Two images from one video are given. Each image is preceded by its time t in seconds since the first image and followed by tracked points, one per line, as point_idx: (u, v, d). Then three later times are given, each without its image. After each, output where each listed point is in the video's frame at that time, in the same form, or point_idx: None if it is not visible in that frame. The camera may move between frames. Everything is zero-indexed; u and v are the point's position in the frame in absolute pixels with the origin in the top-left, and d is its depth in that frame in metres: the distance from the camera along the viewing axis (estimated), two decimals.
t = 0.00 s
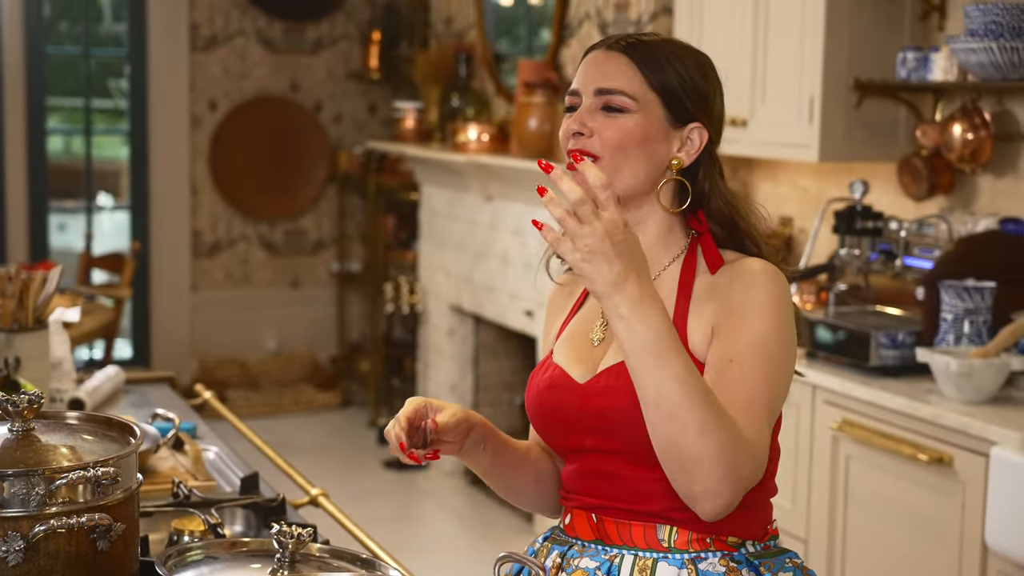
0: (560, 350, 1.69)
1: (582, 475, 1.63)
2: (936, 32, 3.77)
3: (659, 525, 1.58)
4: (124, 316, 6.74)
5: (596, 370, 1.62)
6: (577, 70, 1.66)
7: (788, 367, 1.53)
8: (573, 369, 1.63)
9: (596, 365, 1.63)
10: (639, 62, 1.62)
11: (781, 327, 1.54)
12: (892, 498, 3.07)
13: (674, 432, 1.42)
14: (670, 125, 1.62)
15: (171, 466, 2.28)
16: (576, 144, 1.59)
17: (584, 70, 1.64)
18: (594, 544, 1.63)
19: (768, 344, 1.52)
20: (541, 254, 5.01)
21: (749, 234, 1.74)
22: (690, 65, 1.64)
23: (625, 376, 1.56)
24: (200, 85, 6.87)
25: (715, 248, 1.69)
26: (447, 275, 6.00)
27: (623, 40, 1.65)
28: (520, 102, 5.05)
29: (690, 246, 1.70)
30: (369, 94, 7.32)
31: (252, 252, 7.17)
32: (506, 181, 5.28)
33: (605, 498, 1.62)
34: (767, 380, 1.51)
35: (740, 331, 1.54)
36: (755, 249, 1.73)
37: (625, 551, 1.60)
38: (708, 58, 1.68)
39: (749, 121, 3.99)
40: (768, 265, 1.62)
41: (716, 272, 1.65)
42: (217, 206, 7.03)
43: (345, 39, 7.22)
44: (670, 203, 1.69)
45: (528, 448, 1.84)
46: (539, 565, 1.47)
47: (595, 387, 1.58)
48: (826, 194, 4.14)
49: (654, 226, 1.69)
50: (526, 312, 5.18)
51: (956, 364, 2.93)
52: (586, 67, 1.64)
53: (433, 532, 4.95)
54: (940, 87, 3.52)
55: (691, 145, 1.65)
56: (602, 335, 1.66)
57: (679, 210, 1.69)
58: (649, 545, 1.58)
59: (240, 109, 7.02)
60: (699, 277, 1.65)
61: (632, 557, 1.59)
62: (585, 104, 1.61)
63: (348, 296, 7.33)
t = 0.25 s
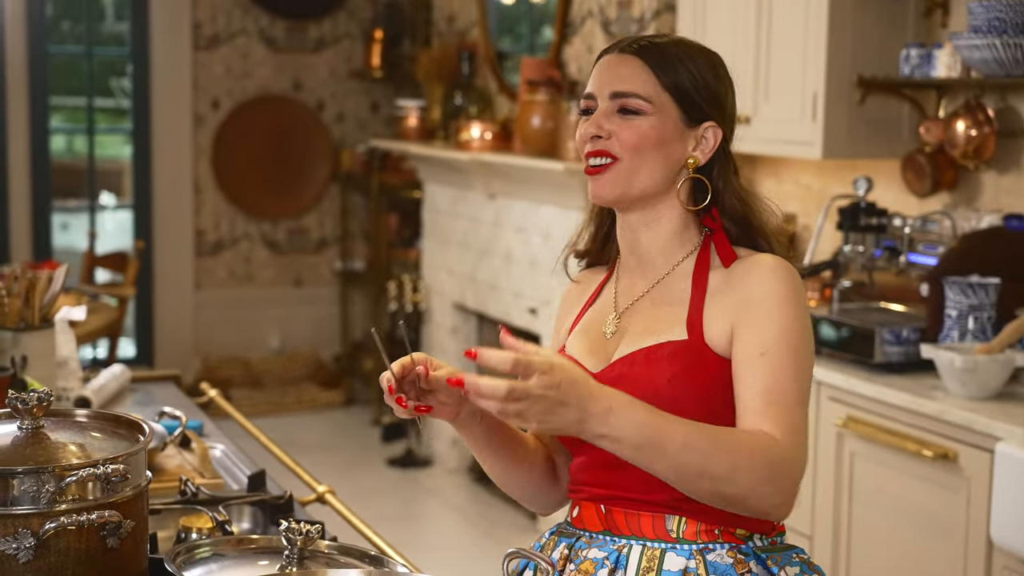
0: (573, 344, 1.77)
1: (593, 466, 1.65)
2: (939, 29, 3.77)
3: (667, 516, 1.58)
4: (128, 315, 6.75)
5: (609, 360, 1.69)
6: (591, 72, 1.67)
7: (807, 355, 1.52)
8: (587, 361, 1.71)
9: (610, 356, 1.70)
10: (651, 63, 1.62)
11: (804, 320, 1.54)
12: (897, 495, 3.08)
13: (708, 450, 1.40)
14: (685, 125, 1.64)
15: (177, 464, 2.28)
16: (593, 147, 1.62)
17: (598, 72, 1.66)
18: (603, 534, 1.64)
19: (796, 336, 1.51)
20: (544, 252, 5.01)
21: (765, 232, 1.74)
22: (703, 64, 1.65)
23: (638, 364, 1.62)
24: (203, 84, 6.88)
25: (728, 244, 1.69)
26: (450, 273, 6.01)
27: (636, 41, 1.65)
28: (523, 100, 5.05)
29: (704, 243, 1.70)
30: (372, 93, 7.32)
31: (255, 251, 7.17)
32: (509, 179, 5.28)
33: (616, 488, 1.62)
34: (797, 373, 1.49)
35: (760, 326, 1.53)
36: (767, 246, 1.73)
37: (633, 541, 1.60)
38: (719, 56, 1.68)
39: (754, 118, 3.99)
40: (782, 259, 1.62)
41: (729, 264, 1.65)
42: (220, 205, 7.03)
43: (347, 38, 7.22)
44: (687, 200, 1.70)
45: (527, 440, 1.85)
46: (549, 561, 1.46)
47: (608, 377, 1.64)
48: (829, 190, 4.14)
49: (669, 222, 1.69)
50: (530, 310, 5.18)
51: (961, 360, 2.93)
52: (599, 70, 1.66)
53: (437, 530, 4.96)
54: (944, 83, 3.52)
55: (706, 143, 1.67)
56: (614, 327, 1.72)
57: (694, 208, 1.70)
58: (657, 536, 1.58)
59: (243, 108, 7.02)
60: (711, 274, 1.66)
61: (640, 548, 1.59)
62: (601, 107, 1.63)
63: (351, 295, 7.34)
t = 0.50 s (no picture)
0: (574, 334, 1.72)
1: (595, 458, 1.65)
2: (935, 21, 3.77)
3: (671, 508, 1.59)
4: (123, 311, 6.74)
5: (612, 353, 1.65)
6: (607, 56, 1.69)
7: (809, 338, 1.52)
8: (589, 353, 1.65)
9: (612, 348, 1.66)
10: (668, 51, 1.65)
11: (805, 301, 1.54)
12: (894, 486, 3.08)
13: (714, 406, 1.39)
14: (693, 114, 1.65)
15: (176, 459, 2.28)
16: (601, 120, 1.63)
17: (614, 56, 1.67)
18: (605, 527, 1.64)
19: (796, 315, 1.51)
20: (540, 245, 5.01)
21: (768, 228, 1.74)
22: (719, 62, 1.67)
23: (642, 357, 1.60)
24: (197, 79, 6.87)
25: (729, 237, 1.68)
26: (446, 267, 6.01)
27: (654, 32, 1.68)
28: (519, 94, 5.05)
29: (705, 236, 1.70)
30: (367, 87, 7.31)
31: (251, 246, 7.17)
32: (505, 173, 5.28)
33: (618, 481, 1.62)
34: (801, 352, 1.49)
35: (763, 309, 1.53)
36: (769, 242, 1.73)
37: (636, 534, 1.60)
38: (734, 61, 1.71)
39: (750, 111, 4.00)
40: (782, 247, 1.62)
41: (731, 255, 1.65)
42: (215, 200, 7.03)
43: (342, 33, 7.21)
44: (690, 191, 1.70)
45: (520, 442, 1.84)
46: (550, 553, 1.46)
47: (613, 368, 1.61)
48: (825, 183, 4.15)
49: (672, 214, 1.70)
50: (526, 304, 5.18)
51: (957, 352, 2.94)
52: (616, 52, 1.68)
53: (434, 524, 4.96)
54: (940, 76, 3.52)
55: (712, 137, 1.67)
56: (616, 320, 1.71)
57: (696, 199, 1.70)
58: (661, 528, 1.59)
59: (238, 103, 7.01)
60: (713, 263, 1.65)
61: (643, 541, 1.59)
62: (613, 85, 1.65)
63: (347, 289, 7.34)
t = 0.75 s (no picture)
0: (566, 334, 1.70)
1: (590, 458, 1.65)
2: (924, 19, 3.78)
3: (670, 507, 1.59)
4: (113, 310, 6.72)
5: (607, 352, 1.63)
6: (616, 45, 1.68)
7: (786, 320, 1.57)
8: (582, 351, 1.64)
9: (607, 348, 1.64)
10: (679, 48, 1.64)
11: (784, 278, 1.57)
12: (886, 482, 3.09)
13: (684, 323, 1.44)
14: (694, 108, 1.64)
15: (168, 457, 2.28)
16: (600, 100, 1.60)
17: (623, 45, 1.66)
18: (604, 528, 1.64)
19: (771, 287, 1.56)
20: (531, 243, 5.01)
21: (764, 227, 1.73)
22: (728, 68, 1.68)
23: (638, 356, 1.58)
24: (187, 77, 6.85)
25: (722, 231, 1.68)
26: (437, 265, 6.00)
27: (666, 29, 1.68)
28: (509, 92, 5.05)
29: (699, 229, 1.69)
30: (358, 85, 7.30)
31: (241, 244, 7.16)
32: (496, 171, 5.28)
33: (614, 481, 1.62)
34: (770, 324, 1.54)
35: (742, 278, 1.57)
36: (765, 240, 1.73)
37: (634, 535, 1.61)
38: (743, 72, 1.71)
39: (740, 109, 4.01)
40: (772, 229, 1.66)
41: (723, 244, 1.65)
42: (205, 199, 7.02)
43: (332, 31, 7.21)
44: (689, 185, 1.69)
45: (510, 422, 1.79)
46: (544, 551, 1.46)
47: (606, 368, 1.59)
48: (815, 181, 4.15)
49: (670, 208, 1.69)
50: (518, 302, 5.19)
51: (948, 348, 2.95)
52: (627, 42, 1.67)
53: (426, 522, 4.96)
54: (930, 74, 3.53)
55: (711, 134, 1.65)
56: (612, 318, 1.67)
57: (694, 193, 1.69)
58: (660, 528, 1.59)
59: (228, 101, 7.00)
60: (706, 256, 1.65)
61: (643, 541, 1.60)
62: (618, 70, 1.63)
63: (337, 288, 7.33)
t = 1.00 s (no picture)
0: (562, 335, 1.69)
1: (586, 462, 1.65)
2: (916, 19, 3.78)
3: (667, 509, 1.59)
4: (105, 313, 6.71)
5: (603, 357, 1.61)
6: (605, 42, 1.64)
7: (761, 331, 1.55)
8: (576, 356, 1.63)
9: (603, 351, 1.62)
10: (664, 48, 1.62)
11: (762, 282, 1.55)
12: (880, 482, 3.10)
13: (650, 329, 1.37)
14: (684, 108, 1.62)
15: (163, 459, 2.28)
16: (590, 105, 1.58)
17: (611, 44, 1.62)
18: (601, 529, 1.64)
19: (742, 291, 1.54)
20: (524, 244, 5.01)
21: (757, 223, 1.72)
22: (714, 63, 1.65)
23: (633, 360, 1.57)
24: (179, 79, 6.85)
25: (714, 228, 1.66)
26: (430, 267, 6.00)
27: (652, 25, 1.64)
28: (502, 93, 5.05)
29: (691, 229, 1.67)
30: (349, 87, 7.30)
31: (233, 246, 7.15)
32: (489, 173, 5.28)
33: (610, 483, 1.62)
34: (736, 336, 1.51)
35: (721, 278, 1.55)
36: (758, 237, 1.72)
37: (633, 536, 1.61)
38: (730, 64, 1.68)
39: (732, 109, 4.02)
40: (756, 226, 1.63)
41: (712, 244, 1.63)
42: (197, 201, 7.01)
43: (323, 32, 7.20)
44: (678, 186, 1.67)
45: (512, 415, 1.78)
46: (540, 551, 1.46)
47: (600, 376, 1.59)
48: (808, 180, 4.16)
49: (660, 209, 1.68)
50: (510, 303, 5.18)
51: (941, 348, 2.95)
52: (612, 41, 1.63)
53: (420, 523, 4.96)
54: (922, 74, 3.54)
55: (702, 132, 1.64)
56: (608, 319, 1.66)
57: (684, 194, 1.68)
58: (658, 529, 1.59)
59: (219, 103, 6.99)
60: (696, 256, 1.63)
61: (641, 542, 1.60)
62: (606, 73, 1.60)
63: (330, 290, 7.32)
